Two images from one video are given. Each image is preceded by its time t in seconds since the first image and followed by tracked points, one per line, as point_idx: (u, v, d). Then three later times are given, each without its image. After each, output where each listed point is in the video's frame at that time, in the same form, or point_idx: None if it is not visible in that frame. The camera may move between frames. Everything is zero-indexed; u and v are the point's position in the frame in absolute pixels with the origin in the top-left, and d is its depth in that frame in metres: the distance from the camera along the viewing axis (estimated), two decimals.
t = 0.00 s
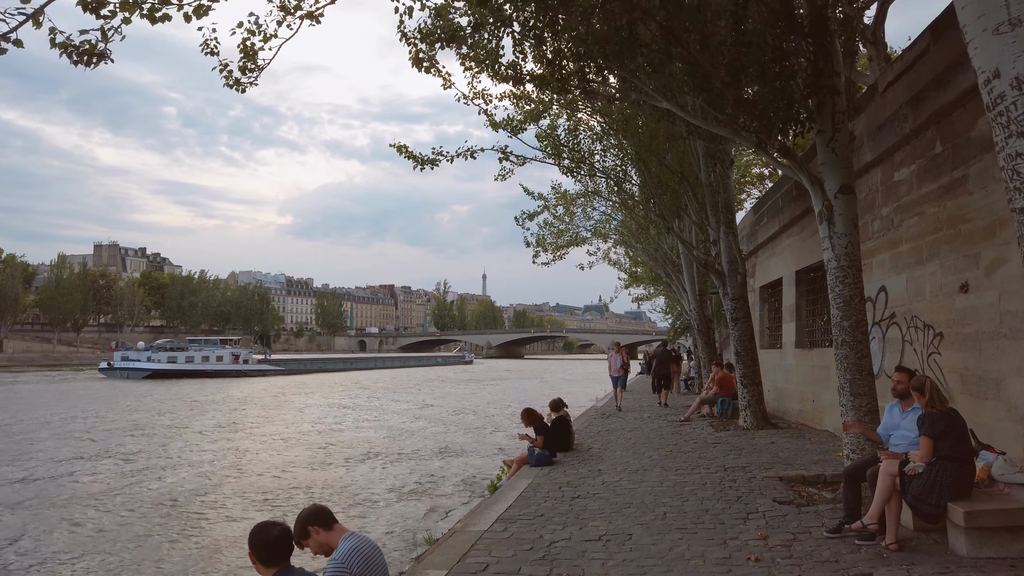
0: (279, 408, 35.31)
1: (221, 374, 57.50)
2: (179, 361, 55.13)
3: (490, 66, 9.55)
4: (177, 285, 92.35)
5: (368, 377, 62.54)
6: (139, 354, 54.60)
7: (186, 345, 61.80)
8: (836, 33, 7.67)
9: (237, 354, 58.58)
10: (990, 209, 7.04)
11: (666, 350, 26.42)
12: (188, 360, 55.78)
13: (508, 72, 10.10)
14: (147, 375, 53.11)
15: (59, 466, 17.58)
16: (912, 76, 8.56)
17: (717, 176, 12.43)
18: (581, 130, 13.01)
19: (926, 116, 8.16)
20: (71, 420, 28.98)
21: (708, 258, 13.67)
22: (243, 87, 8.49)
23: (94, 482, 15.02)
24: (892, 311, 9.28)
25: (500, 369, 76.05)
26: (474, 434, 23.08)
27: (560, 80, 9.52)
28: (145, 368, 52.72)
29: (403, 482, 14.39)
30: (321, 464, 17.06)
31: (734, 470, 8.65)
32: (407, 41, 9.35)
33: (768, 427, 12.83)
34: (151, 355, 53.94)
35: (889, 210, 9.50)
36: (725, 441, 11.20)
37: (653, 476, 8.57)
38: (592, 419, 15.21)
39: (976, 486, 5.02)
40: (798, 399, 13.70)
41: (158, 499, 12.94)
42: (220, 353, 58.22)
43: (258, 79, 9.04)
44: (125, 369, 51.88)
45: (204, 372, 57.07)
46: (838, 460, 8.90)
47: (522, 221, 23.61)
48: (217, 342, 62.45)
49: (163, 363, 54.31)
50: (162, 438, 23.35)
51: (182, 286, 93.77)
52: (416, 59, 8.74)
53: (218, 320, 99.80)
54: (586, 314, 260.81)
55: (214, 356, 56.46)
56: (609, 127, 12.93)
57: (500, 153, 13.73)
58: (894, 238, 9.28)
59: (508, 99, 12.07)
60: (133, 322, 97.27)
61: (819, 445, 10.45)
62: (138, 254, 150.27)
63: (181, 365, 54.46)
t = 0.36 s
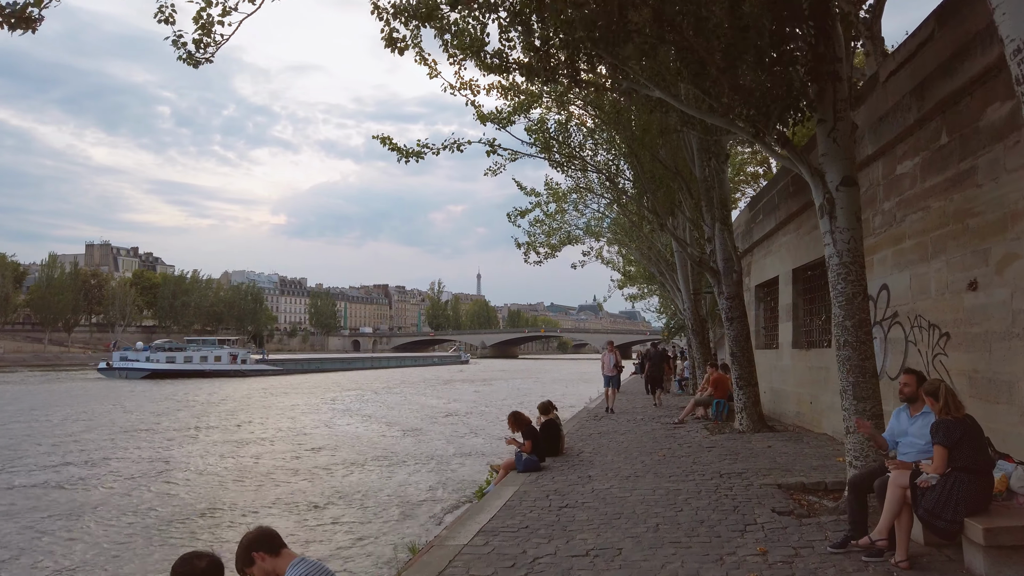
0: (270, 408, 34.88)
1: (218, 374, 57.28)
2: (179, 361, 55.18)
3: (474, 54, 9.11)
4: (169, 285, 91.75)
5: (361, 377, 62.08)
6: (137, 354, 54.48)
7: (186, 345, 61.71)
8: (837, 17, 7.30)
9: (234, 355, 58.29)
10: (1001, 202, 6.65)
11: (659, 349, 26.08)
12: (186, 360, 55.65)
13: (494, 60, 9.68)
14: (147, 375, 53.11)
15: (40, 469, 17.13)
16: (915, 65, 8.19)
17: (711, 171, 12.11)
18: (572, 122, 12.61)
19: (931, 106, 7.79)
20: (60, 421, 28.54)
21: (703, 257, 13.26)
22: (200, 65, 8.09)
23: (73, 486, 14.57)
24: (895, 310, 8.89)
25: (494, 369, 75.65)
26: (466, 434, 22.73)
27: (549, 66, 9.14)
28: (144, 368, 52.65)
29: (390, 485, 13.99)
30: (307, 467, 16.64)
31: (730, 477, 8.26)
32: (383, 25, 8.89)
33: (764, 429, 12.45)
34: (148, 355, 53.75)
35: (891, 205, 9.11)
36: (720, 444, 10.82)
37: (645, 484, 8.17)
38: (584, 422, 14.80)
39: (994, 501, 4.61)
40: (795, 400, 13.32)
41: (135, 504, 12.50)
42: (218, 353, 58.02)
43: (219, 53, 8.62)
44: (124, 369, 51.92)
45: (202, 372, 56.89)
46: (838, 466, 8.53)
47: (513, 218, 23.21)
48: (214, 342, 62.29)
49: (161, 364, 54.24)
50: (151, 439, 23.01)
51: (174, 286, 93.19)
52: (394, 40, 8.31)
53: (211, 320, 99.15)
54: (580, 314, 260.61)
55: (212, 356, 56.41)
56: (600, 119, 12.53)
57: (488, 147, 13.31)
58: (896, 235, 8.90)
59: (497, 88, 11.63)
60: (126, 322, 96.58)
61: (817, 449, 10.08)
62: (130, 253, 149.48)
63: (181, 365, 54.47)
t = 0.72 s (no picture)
0: (262, 409, 34.38)
1: (218, 373, 57.02)
2: (179, 361, 55.09)
3: (459, 36, 8.68)
4: (163, 284, 91.14)
5: (355, 377, 61.55)
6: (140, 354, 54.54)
7: (188, 344, 61.54)
8: None
9: (235, 355, 58.16)
10: (1019, 191, 6.23)
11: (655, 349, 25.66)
12: (186, 360, 55.48)
13: (482, 45, 9.26)
14: (149, 374, 52.92)
15: (20, 472, 16.65)
16: (924, 48, 7.78)
17: (709, 163, 11.68)
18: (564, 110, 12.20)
19: (941, 91, 7.39)
20: (46, 422, 27.99)
21: (701, 252, 12.82)
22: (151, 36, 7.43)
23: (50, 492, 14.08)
24: (902, 306, 8.47)
25: (489, 368, 75.19)
26: (460, 435, 22.36)
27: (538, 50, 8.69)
28: (149, 368, 52.59)
29: (377, 489, 13.53)
30: (294, 469, 16.16)
31: (729, 483, 7.83)
32: (361, 6, 8.45)
33: (763, 432, 12.02)
34: (150, 355, 53.78)
35: (897, 196, 8.69)
36: (718, 448, 10.40)
37: (640, 491, 7.72)
38: (577, 424, 14.35)
39: None
40: (795, 402, 12.90)
41: (112, 511, 12.02)
42: (218, 352, 57.76)
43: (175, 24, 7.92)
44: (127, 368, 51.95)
45: (206, 372, 56.83)
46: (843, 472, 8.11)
47: (507, 216, 22.76)
48: (214, 341, 62.13)
49: (162, 363, 54.13)
50: (141, 440, 22.65)
51: (168, 286, 92.50)
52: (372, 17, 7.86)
53: (205, 320, 98.50)
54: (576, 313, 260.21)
55: (212, 356, 56.42)
56: (594, 109, 12.10)
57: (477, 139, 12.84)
58: (903, 228, 8.49)
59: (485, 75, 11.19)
60: (119, 321, 95.84)
61: (819, 453, 9.67)
62: (124, 253, 148.66)
63: (181, 364, 54.31)
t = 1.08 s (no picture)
0: (255, 408, 33.96)
1: (216, 373, 56.79)
2: (179, 361, 55.03)
3: (442, 15, 8.25)
4: (158, 284, 90.67)
5: (350, 377, 61.12)
6: (141, 354, 54.60)
7: (190, 344, 61.46)
8: None
9: (234, 354, 57.94)
10: None
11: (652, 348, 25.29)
12: (186, 360, 55.36)
13: (467, 26, 8.84)
14: (147, 374, 52.78)
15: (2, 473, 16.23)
16: (933, 29, 7.40)
17: (706, 154, 11.26)
18: (556, 98, 11.80)
19: (951, 73, 7.00)
20: (36, 422, 27.59)
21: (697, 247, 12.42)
22: (111, 15, 7.22)
23: (29, 493, 13.65)
24: (907, 301, 8.09)
25: (485, 368, 74.79)
26: (454, 435, 22.00)
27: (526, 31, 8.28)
28: (147, 368, 52.48)
29: (366, 490, 13.13)
30: (282, 470, 15.75)
31: (726, 487, 7.43)
32: None
33: (761, 432, 11.63)
34: (149, 355, 53.59)
35: (902, 186, 8.31)
36: (715, 449, 10.01)
37: (634, 495, 7.32)
38: (570, 424, 13.96)
39: None
40: (794, 402, 12.52)
41: (89, 514, 11.61)
42: (218, 351, 57.55)
43: (132, 1, 7.62)
44: (127, 368, 51.88)
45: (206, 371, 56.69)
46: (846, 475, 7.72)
47: (499, 212, 22.35)
48: (213, 341, 61.87)
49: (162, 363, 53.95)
50: (130, 439, 22.26)
51: (163, 286, 91.89)
52: None
53: (200, 319, 97.92)
54: (572, 313, 259.91)
55: (213, 356, 56.29)
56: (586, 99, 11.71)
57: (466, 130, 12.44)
58: (909, 219, 8.10)
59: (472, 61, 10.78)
60: (113, 321, 95.24)
61: (819, 454, 9.28)
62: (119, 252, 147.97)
63: (180, 364, 54.16)
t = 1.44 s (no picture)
0: (247, 409, 33.49)
1: (216, 373, 56.50)
2: (179, 361, 54.77)
3: None
4: (152, 284, 90.02)
5: (345, 377, 60.61)
6: (141, 354, 54.41)
7: (191, 344, 61.22)
8: None
9: (233, 355, 57.62)
10: None
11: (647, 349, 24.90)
12: (186, 360, 55.15)
13: (451, 11, 8.42)
14: (146, 374, 52.46)
15: None
16: (940, 15, 7.02)
17: (701, 149, 10.82)
18: (546, 90, 11.41)
19: (959, 61, 6.62)
20: (22, 423, 27.05)
21: (692, 245, 12.02)
22: None
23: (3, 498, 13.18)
24: (913, 300, 7.70)
25: (480, 369, 74.34)
26: (447, 437, 21.58)
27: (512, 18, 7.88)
28: (147, 368, 52.23)
29: (350, 495, 12.69)
30: (267, 473, 15.31)
31: (723, 499, 7.02)
32: None
33: (759, 437, 11.21)
34: (151, 355, 53.45)
35: (906, 180, 7.93)
36: (711, 456, 9.61)
37: (626, 508, 6.90)
38: (563, 428, 13.53)
39: None
40: (794, 405, 12.11)
41: (62, 522, 11.14)
42: (217, 352, 57.22)
43: None
44: (128, 368, 51.66)
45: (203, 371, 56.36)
46: (850, 485, 7.32)
47: (491, 210, 21.91)
48: (214, 341, 61.74)
49: (162, 363, 53.69)
50: (119, 441, 21.85)
51: (157, 285, 91.20)
52: None
53: (194, 319, 97.27)
54: (568, 314, 259.59)
55: (212, 356, 56.01)
56: (578, 90, 11.32)
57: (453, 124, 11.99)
58: (914, 215, 7.71)
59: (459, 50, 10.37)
60: (107, 321, 94.51)
61: (819, 462, 8.88)
62: (112, 252, 147.29)
63: (178, 364, 53.90)
